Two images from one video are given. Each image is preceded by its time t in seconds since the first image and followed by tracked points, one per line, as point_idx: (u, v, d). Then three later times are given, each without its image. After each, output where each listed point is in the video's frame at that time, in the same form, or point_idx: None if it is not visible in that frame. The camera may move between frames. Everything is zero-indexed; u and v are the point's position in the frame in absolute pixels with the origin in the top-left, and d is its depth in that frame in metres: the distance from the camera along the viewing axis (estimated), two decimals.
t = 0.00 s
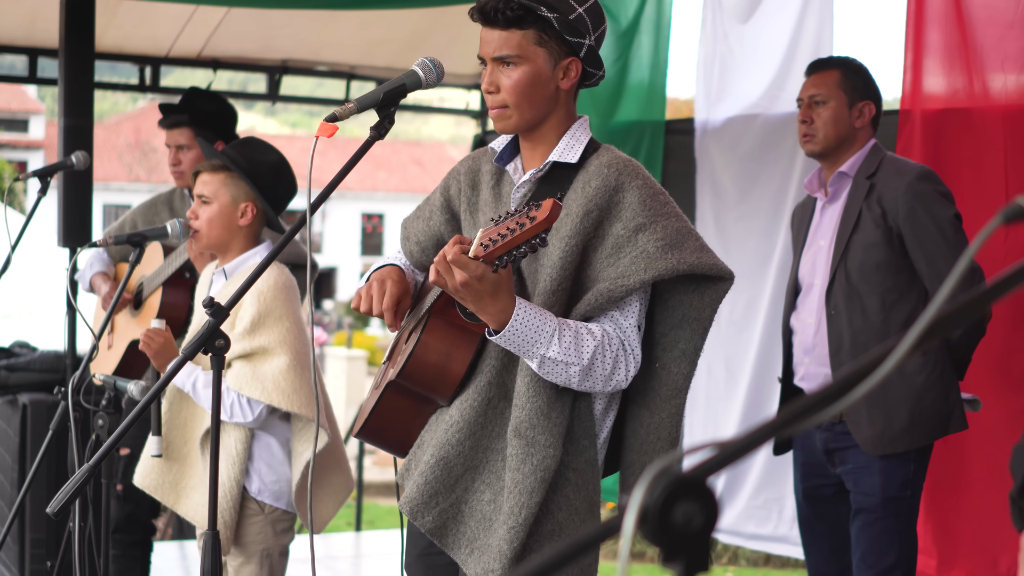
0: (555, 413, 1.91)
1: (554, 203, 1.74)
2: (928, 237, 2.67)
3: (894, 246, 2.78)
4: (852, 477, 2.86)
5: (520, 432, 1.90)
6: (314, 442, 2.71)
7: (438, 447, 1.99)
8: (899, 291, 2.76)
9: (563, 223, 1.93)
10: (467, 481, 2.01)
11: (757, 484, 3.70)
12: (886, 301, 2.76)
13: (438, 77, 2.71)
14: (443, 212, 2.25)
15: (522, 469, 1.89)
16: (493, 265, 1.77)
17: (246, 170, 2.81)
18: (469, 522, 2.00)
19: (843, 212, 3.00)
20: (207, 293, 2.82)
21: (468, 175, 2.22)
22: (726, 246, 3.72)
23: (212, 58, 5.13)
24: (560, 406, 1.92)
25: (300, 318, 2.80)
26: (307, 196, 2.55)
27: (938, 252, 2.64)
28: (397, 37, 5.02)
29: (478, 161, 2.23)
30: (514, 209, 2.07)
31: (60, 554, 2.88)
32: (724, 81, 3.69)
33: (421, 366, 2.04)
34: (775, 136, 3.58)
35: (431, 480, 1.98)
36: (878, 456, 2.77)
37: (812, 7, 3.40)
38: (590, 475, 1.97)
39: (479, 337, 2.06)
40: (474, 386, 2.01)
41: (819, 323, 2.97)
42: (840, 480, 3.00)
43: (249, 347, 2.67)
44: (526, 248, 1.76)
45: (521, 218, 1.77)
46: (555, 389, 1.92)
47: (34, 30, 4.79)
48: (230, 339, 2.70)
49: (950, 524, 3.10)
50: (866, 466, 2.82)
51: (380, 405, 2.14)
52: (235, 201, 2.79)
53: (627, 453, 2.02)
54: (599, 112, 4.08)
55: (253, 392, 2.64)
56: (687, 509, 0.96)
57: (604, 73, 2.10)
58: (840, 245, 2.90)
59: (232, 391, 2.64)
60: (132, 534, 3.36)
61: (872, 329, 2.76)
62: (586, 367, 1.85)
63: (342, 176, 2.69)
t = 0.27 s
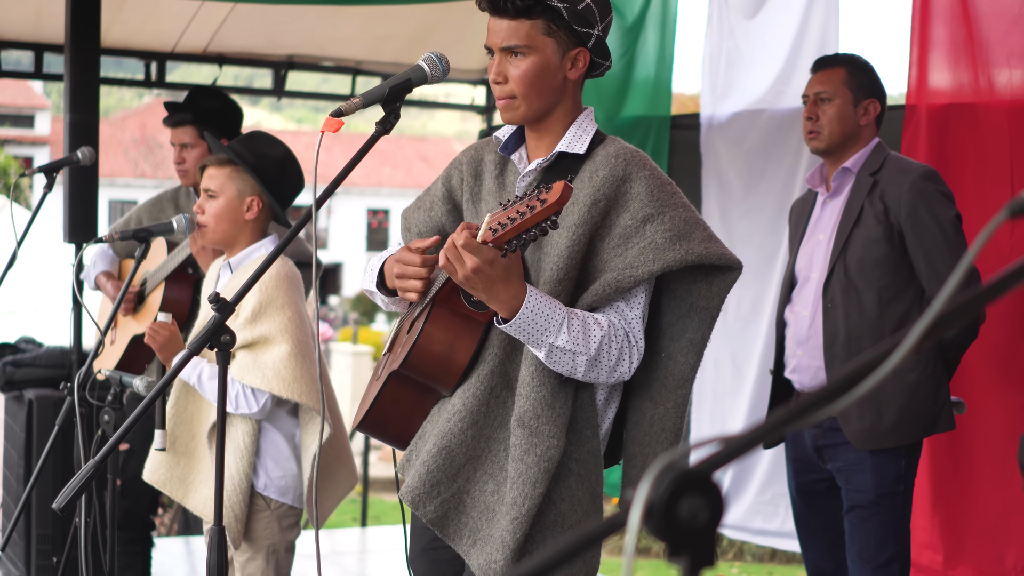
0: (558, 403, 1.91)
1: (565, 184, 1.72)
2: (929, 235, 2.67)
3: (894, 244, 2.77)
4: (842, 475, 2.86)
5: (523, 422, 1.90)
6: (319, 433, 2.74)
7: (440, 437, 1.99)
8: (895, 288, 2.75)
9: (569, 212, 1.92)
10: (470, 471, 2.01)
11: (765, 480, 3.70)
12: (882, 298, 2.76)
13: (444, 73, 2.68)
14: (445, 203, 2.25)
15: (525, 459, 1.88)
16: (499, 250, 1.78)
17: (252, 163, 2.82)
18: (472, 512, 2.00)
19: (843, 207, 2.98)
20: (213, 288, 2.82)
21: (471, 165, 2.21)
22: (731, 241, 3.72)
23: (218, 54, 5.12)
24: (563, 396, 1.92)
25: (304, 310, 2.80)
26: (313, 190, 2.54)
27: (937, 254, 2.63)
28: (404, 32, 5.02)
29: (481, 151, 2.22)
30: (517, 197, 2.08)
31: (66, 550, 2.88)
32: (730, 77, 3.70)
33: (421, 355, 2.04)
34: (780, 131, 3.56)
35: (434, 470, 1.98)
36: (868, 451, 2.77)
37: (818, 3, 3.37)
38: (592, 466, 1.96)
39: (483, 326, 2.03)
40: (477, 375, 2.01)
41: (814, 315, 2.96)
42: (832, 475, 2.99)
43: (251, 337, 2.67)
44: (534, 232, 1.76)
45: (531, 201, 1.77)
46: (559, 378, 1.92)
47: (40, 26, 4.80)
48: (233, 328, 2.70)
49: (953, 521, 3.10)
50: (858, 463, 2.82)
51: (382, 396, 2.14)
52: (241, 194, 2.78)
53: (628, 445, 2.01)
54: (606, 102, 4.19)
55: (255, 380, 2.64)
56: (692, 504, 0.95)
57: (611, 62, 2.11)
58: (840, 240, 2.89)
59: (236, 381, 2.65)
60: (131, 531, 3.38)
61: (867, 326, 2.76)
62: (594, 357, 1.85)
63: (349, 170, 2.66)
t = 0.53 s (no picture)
0: (563, 398, 1.91)
1: (568, 182, 1.70)
2: (928, 234, 2.66)
3: (893, 243, 2.77)
4: (835, 474, 2.86)
5: (528, 417, 1.90)
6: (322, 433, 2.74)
7: (446, 433, 1.99)
8: (893, 287, 2.75)
9: (571, 208, 1.92)
10: (475, 467, 2.01)
11: (770, 478, 3.69)
12: (880, 296, 2.75)
13: (447, 71, 2.68)
14: (445, 196, 2.25)
15: (531, 453, 1.89)
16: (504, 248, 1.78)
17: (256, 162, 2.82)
18: (477, 507, 2.00)
19: (843, 205, 2.97)
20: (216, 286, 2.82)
21: (472, 159, 2.21)
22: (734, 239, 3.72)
23: (222, 52, 5.12)
24: (569, 391, 1.92)
25: (308, 308, 2.81)
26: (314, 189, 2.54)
27: (938, 253, 2.63)
28: (407, 30, 5.02)
29: (482, 146, 2.22)
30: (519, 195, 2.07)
31: (69, 549, 2.86)
32: (733, 75, 3.70)
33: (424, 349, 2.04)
34: (783, 129, 3.56)
35: (439, 465, 1.98)
36: (861, 449, 2.76)
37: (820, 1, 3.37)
38: (598, 461, 1.96)
39: (486, 321, 2.04)
40: (481, 370, 2.01)
41: (810, 312, 2.96)
42: (826, 472, 2.99)
43: (257, 336, 2.68)
44: (537, 230, 1.76)
45: (534, 200, 1.75)
46: (563, 373, 1.92)
47: (43, 24, 4.81)
48: (239, 327, 2.70)
49: (956, 519, 3.10)
50: (850, 463, 2.81)
51: (385, 391, 2.14)
52: (244, 193, 2.79)
53: (632, 439, 2.00)
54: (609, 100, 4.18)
55: (262, 379, 2.64)
56: (695, 501, 0.96)
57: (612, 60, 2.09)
58: (840, 239, 2.89)
59: (241, 380, 2.65)
60: (145, 527, 3.36)
61: (864, 323, 2.76)
62: (600, 351, 1.85)
63: (352, 168, 2.65)
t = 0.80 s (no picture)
0: (571, 408, 1.90)
1: (565, 193, 1.72)
2: (931, 236, 2.66)
3: (895, 245, 2.76)
4: (836, 475, 2.86)
5: (534, 427, 1.90)
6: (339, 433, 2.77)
7: (450, 442, 1.99)
8: (895, 289, 2.75)
9: (577, 217, 1.92)
10: (480, 475, 2.01)
11: (774, 479, 3.69)
12: (881, 298, 2.75)
13: (450, 70, 2.67)
14: (452, 205, 2.26)
15: (536, 463, 1.88)
16: (505, 255, 1.80)
17: (260, 162, 2.82)
18: (482, 515, 2.00)
19: (845, 206, 2.97)
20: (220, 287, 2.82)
21: (477, 168, 2.22)
22: (738, 240, 3.72)
23: (225, 53, 5.13)
24: (577, 400, 1.91)
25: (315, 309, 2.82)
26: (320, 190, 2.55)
27: (940, 254, 2.63)
28: (411, 30, 5.02)
29: (487, 154, 2.23)
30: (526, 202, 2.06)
31: (72, 549, 2.86)
32: (736, 76, 3.69)
33: (431, 356, 2.03)
34: (787, 130, 3.56)
35: (444, 474, 1.99)
36: (861, 450, 2.76)
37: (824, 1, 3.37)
38: (603, 470, 1.96)
39: (490, 330, 2.03)
40: (487, 379, 2.00)
41: (812, 313, 2.95)
42: (828, 473, 2.99)
43: (269, 336, 2.67)
44: (536, 239, 1.76)
45: (531, 209, 1.77)
46: (576, 381, 1.92)
47: (47, 25, 4.82)
48: (249, 328, 2.69)
49: (960, 521, 3.10)
50: (852, 465, 2.81)
51: (393, 400, 2.14)
52: (248, 193, 2.79)
53: (640, 445, 2.01)
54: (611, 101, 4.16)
55: (274, 379, 2.65)
56: (699, 502, 0.96)
57: (610, 67, 2.09)
58: (841, 241, 2.88)
59: (252, 379, 2.66)
60: (148, 528, 3.35)
61: (865, 324, 2.76)
62: (616, 355, 1.86)
63: (355, 168, 2.66)
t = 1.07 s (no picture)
0: (575, 397, 1.90)
1: (568, 174, 1.78)
2: (936, 236, 2.65)
3: (902, 244, 2.76)
4: (846, 475, 2.86)
5: (539, 416, 1.90)
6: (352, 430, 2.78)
7: (454, 431, 1.99)
8: (902, 288, 2.74)
9: (581, 206, 1.92)
10: (484, 465, 2.00)
11: (781, 477, 3.69)
12: (889, 297, 2.75)
13: (456, 71, 2.66)
14: (457, 197, 2.23)
15: (541, 452, 1.88)
16: (509, 241, 1.81)
17: (266, 163, 2.81)
18: (486, 506, 2.00)
19: (851, 206, 2.97)
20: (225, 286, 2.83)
21: (484, 159, 2.21)
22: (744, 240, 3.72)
23: (230, 53, 5.13)
24: (581, 389, 1.91)
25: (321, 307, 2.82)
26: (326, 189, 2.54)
27: (946, 253, 2.62)
28: (416, 30, 5.02)
29: (493, 146, 2.23)
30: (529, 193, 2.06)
31: (80, 549, 2.87)
32: (743, 75, 3.69)
33: (436, 349, 2.04)
34: (794, 129, 3.54)
35: (448, 464, 1.98)
36: (871, 450, 2.76)
37: None
38: (607, 460, 1.96)
39: (496, 320, 2.04)
40: (489, 368, 2.00)
41: (820, 313, 2.95)
42: (837, 472, 2.99)
43: (274, 335, 2.68)
44: (539, 223, 1.80)
45: (535, 192, 1.81)
46: (576, 371, 1.91)
47: (52, 26, 4.81)
48: (255, 327, 2.71)
49: (967, 520, 3.10)
50: (862, 464, 2.81)
51: (398, 393, 2.14)
52: (255, 193, 2.79)
53: (644, 437, 2.01)
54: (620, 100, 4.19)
55: (281, 378, 2.65)
56: (706, 500, 0.96)
57: (621, 60, 2.09)
58: (847, 241, 2.88)
59: (260, 378, 2.66)
60: (150, 528, 3.36)
61: (872, 325, 2.76)
62: (617, 346, 1.85)
63: (361, 168, 2.65)
